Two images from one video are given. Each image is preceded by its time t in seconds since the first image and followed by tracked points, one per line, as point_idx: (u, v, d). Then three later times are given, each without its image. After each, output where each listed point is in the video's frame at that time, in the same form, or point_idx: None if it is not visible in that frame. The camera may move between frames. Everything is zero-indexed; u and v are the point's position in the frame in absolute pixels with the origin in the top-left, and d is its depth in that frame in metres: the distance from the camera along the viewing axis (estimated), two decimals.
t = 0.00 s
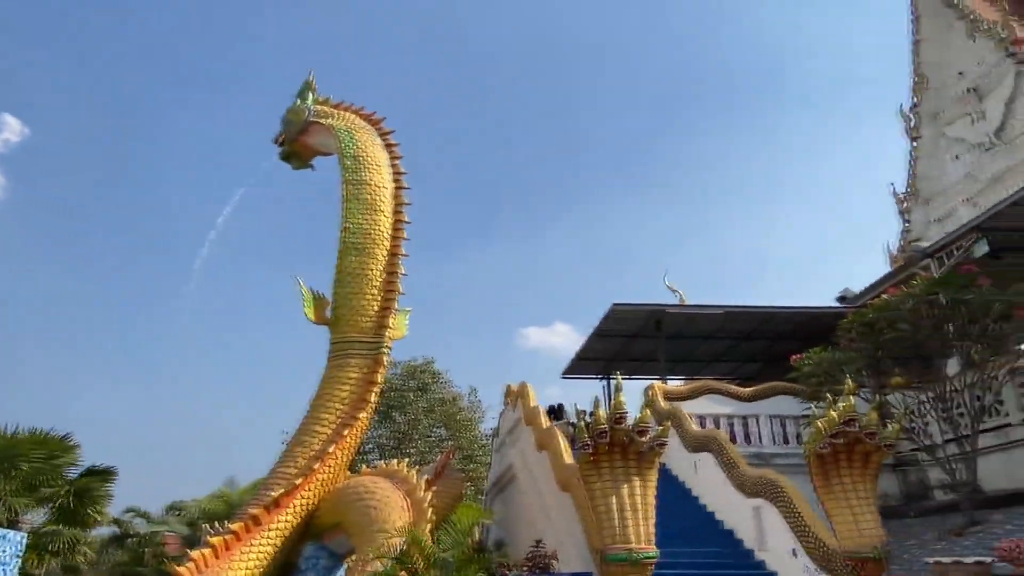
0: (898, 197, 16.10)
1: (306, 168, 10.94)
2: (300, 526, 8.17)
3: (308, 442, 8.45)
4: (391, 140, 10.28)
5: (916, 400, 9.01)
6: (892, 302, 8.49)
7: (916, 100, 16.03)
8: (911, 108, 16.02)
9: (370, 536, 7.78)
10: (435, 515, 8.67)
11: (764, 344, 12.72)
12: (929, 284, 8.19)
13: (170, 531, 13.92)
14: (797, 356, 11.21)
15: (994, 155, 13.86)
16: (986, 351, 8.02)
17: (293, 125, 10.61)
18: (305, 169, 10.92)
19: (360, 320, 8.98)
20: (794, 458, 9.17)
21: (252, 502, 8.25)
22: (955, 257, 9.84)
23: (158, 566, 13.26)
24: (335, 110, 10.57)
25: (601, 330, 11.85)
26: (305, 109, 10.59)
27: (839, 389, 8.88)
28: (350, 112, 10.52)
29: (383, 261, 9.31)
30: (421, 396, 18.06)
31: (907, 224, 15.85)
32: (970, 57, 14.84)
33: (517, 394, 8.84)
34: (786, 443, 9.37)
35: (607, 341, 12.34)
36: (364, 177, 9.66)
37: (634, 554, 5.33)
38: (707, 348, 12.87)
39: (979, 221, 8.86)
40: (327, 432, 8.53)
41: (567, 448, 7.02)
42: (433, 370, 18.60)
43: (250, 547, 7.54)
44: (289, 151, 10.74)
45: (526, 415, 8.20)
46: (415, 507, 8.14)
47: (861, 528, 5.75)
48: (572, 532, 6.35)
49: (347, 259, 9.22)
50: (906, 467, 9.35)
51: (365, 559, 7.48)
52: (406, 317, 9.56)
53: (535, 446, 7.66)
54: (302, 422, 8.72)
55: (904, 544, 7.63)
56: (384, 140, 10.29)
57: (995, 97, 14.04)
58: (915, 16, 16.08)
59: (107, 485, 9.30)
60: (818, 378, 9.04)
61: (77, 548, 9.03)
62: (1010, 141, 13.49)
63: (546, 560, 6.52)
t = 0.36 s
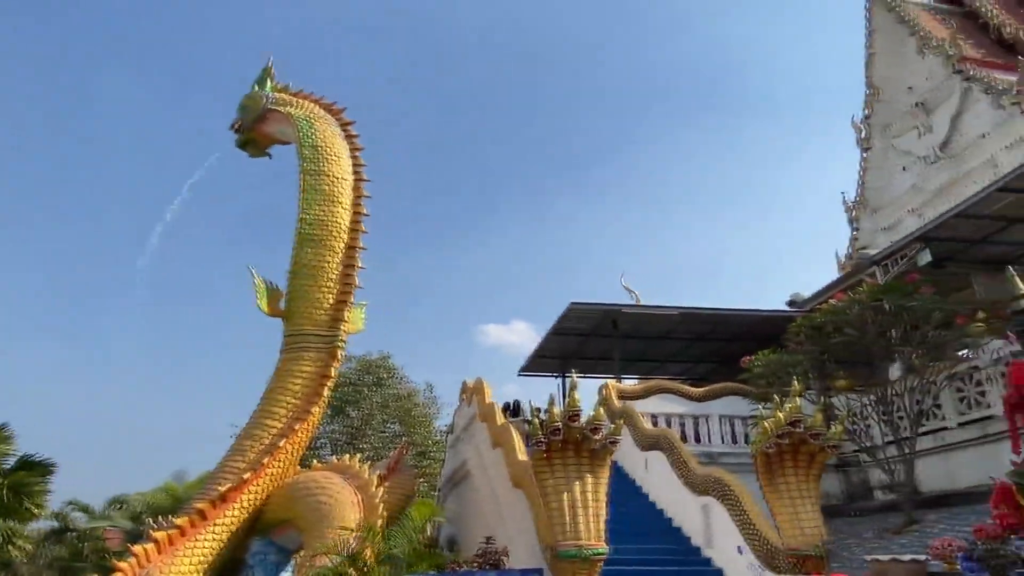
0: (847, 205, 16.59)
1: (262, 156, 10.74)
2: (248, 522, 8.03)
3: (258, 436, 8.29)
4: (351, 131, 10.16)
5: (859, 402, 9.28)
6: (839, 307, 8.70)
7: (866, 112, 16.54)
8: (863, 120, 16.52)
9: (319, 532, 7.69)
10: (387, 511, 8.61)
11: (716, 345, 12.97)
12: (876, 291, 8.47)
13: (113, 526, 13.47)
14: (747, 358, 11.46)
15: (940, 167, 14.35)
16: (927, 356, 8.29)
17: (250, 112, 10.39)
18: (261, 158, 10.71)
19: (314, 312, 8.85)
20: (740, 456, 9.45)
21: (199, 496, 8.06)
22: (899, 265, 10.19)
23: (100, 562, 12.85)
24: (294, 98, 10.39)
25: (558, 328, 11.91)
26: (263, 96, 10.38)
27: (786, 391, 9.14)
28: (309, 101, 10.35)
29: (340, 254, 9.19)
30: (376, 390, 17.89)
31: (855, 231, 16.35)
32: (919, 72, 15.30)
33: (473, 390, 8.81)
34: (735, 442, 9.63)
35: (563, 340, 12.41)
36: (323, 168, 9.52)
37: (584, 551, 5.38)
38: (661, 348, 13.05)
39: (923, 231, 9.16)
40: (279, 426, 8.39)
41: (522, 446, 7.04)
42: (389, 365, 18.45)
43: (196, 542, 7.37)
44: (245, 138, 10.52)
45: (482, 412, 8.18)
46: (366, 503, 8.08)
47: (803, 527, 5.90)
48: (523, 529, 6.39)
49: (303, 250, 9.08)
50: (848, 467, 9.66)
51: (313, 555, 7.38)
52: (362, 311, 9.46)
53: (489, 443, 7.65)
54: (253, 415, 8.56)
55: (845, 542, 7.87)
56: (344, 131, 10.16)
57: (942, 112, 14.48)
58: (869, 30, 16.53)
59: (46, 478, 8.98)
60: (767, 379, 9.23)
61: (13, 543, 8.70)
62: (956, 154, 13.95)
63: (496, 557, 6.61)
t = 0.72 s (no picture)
0: (801, 209, 17.02)
1: (219, 142, 10.50)
2: (196, 515, 7.86)
3: (209, 428, 8.11)
4: (311, 119, 9.99)
5: (807, 401, 9.53)
6: (790, 309, 8.89)
7: (822, 119, 16.98)
8: (819, 127, 16.95)
9: (269, 526, 7.58)
10: (340, 505, 8.53)
11: (672, 344, 13.16)
12: (825, 294, 8.65)
13: (54, 518, 13.02)
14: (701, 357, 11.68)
15: (890, 175, 14.80)
16: (872, 358, 8.57)
17: (206, 96, 10.13)
18: (217, 143, 10.48)
19: (269, 303, 8.70)
20: (693, 453, 9.77)
21: (145, 488, 7.86)
22: (850, 269, 10.40)
23: (39, 556, 12.41)
24: (254, 83, 10.17)
25: (517, 324, 11.93)
26: (221, 80, 10.13)
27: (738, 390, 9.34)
28: (269, 87, 10.15)
29: (297, 244, 9.04)
30: (332, 383, 17.67)
31: (808, 235, 16.78)
32: (873, 82, 15.73)
33: (430, 385, 8.76)
34: (687, 439, 9.94)
35: (522, 335, 12.45)
36: (282, 155, 9.35)
37: (537, 546, 5.41)
38: (618, 346, 13.19)
39: (872, 236, 9.44)
40: (230, 418, 8.22)
41: (478, 440, 7.04)
42: (346, 357, 18.25)
43: (141, 535, 7.18)
44: (201, 122, 10.26)
45: (438, 407, 8.15)
46: (319, 497, 7.99)
47: (751, 522, 6.06)
48: (477, 523, 6.41)
49: (260, 240, 8.92)
50: (795, 465, 9.92)
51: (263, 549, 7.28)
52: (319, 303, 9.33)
53: (445, 438, 7.62)
54: (203, 407, 8.37)
55: (790, 538, 8.08)
56: (304, 119, 9.99)
57: (894, 122, 14.92)
58: (827, 39, 16.93)
59: None
60: (720, 378, 9.49)
61: None
62: (905, 163, 14.41)
63: (449, 552, 6.44)
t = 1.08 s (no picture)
0: (760, 210, 17.36)
1: (177, 126, 10.27)
2: (147, 506, 7.71)
3: (162, 417, 7.94)
4: (273, 105, 9.82)
5: (761, 398, 9.76)
6: (747, 307, 9.07)
7: (783, 122, 17.33)
8: (779, 129, 17.29)
9: (223, 517, 7.48)
10: (296, 497, 8.44)
11: (632, 339, 13.31)
12: (780, 293, 8.83)
13: None
14: (659, 353, 11.84)
15: (847, 179, 15.17)
16: (825, 357, 8.81)
17: (166, 78, 9.88)
18: (176, 127, 10.24)
19: (227, 292, 8.54)
20: (650, 448, 9.94)
21: (95, 479, 7.66)
22: (804, 269, 10.71)
23: None
24: (215, 67, 9.95)
25: (479, 317, 11.95)
26: (181, 62, 9.89)
27: (694, 385, 9.53)
28: (230, 71, 9.94)
29: (257, 232, 8.89)
30: (291, 374, 17.45)
31: (766, 236, 17.14)
32: (832, 87, 16.07)
33: (391, 376, 8.71)
34: (644, 433, 10.10)
35: (484, 329, 12.47)
36: (243, 142, 9.19)
37: (494, 537, 5.43)
38: (579, 341, 13.30)
39: (828, 238, 9.68)
40: (185, 408, 8.06)
41: (437, 433, 7.03)
42: (305, 348, 18.03)
43: (90, 526, 7.01)
44: (159, 105, 10.01)
45: (399, 399, 8.11)
46: (274, 488, 7.91)
47: (704, 515, 6.17)
48: (435, 516, 6.43)
49: (218, 227, 8.75)
50: (748, 459, 10.15)
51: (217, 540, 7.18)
52: (278, 292, 9.20)
53: (405, 430, 7.59)
54: (157, 396, 8.19)
55: (742, 531, 8.26)
56: (267, 105, 9.82)
57: (851, 127, 15.28)
58: (789, 43, 17.23)
59: None
60: (678, 374, 9.69)
61: None
62: (862, 168, 14.78)
63: (405, 544, 6.50)
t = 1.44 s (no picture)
0: (727, 207, 17.62)
1: (140, 108, 10.03)
2: (105, 497, 7.56)
3: (121, 407, 7.78)
4: (240, 90, 9.65)
5: (724, 392, 9.92)
6: (711, 302, 9.19)
7: (751, 121, 17.58)
8: (746, 127, 17.54)
9: (183, 508, 7.37)
10: (259, 489, 8.35)
11: (599, 333, 13.42)
12: (744, 289, 8.97)
13: None
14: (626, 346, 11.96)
15: (811, 178, 15.46)
16: (785, 352, 8.99)
17: (128, 59, 9.64)
18: (139, 110, 10.01)
19: (190, 280, 8.39)
20: (615, 440, 10.05)
21: (50, 469, 7.48)
22: (767, 266, 10.94)
23: None
24: (180, 49, 9.73)
25: (447, 309, 11.93)
26: (144, 43, 9.65)
27: (659, 379, 9.67)
28: (196, 53, 9.73)
29: (221, 219, 8.74)
30: (256, 363, 17.21)
31: (732, 232, 17.41)
32: (799, 87, 16.33)
33: (358, 367, 8.63)
34: (609, 425, 10.21)
35: (453, 320, 12.46)
36: (207, 127, 9.01)
37: (457, 528, 5.44)
38: (548, 333, 13.37)
39: (791, 235, 9.86)
40: (144, 397, 7.90)
41: (403, 424, 7.00)
42: (271, 337, 17.81)
43: (45, 518, 6.85)
44: (122, 87, 9.77)
45: (365, 390, 8.05)
46: (236, 479, 7.82)
47: (665, 506, 6.27)
48: (399, 507, 6.41)
49: (181, 213, 8.59)
50: (710, 452, 10.32)
51: (176, 531, 7.07)
52: (243, 281, 9.07)
53: (371, 421, 7.55)
54: (116, 385, 8.02)
55: (702, 522, 8.41)
56: (233, 89, 9.64)
57: (816, 127, 15.56)
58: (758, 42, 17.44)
59: None
60: (643, 367, 9.82)
61: None
62: (826, 167, 15.07)
63: (370, 534, 6.39)
